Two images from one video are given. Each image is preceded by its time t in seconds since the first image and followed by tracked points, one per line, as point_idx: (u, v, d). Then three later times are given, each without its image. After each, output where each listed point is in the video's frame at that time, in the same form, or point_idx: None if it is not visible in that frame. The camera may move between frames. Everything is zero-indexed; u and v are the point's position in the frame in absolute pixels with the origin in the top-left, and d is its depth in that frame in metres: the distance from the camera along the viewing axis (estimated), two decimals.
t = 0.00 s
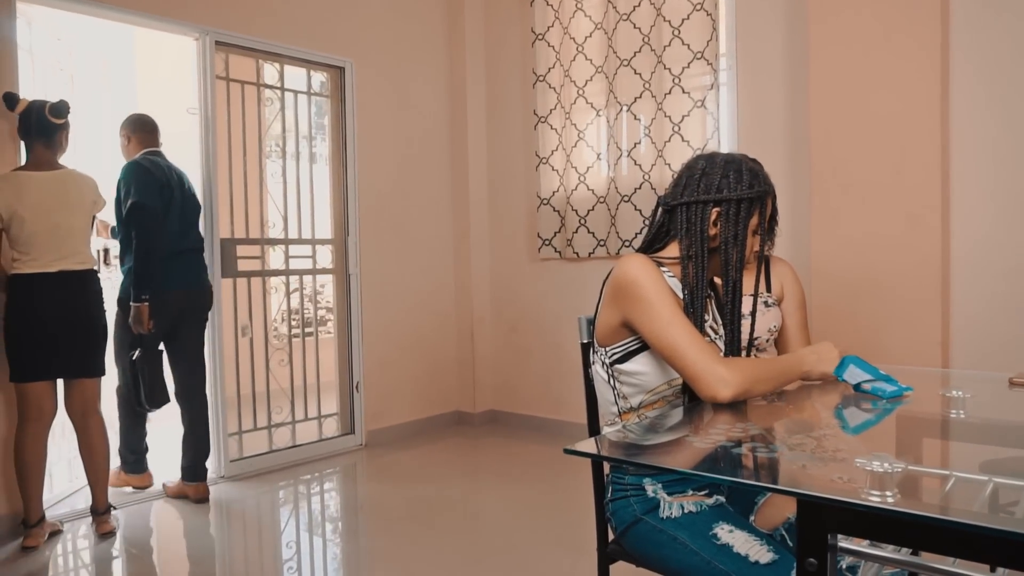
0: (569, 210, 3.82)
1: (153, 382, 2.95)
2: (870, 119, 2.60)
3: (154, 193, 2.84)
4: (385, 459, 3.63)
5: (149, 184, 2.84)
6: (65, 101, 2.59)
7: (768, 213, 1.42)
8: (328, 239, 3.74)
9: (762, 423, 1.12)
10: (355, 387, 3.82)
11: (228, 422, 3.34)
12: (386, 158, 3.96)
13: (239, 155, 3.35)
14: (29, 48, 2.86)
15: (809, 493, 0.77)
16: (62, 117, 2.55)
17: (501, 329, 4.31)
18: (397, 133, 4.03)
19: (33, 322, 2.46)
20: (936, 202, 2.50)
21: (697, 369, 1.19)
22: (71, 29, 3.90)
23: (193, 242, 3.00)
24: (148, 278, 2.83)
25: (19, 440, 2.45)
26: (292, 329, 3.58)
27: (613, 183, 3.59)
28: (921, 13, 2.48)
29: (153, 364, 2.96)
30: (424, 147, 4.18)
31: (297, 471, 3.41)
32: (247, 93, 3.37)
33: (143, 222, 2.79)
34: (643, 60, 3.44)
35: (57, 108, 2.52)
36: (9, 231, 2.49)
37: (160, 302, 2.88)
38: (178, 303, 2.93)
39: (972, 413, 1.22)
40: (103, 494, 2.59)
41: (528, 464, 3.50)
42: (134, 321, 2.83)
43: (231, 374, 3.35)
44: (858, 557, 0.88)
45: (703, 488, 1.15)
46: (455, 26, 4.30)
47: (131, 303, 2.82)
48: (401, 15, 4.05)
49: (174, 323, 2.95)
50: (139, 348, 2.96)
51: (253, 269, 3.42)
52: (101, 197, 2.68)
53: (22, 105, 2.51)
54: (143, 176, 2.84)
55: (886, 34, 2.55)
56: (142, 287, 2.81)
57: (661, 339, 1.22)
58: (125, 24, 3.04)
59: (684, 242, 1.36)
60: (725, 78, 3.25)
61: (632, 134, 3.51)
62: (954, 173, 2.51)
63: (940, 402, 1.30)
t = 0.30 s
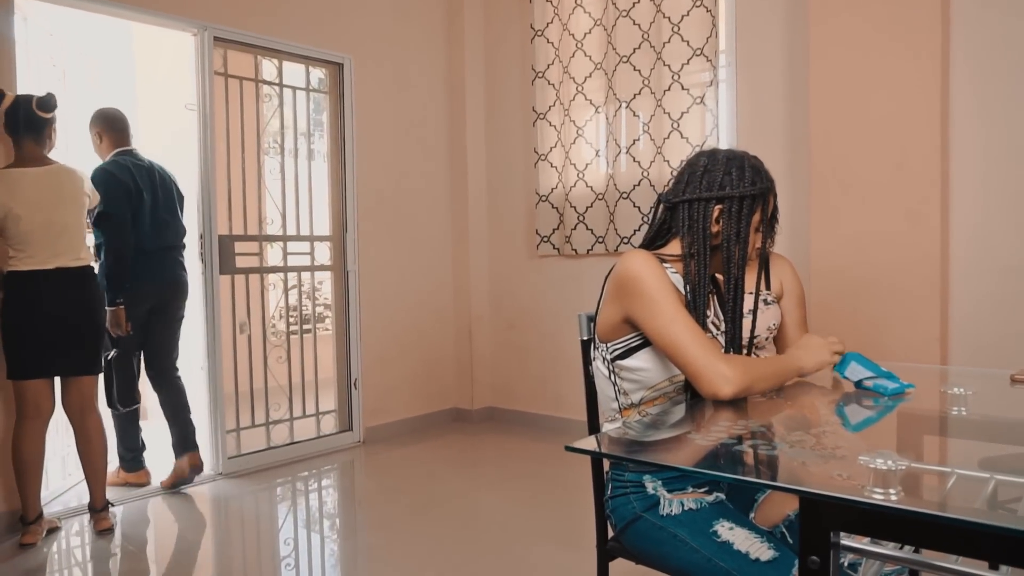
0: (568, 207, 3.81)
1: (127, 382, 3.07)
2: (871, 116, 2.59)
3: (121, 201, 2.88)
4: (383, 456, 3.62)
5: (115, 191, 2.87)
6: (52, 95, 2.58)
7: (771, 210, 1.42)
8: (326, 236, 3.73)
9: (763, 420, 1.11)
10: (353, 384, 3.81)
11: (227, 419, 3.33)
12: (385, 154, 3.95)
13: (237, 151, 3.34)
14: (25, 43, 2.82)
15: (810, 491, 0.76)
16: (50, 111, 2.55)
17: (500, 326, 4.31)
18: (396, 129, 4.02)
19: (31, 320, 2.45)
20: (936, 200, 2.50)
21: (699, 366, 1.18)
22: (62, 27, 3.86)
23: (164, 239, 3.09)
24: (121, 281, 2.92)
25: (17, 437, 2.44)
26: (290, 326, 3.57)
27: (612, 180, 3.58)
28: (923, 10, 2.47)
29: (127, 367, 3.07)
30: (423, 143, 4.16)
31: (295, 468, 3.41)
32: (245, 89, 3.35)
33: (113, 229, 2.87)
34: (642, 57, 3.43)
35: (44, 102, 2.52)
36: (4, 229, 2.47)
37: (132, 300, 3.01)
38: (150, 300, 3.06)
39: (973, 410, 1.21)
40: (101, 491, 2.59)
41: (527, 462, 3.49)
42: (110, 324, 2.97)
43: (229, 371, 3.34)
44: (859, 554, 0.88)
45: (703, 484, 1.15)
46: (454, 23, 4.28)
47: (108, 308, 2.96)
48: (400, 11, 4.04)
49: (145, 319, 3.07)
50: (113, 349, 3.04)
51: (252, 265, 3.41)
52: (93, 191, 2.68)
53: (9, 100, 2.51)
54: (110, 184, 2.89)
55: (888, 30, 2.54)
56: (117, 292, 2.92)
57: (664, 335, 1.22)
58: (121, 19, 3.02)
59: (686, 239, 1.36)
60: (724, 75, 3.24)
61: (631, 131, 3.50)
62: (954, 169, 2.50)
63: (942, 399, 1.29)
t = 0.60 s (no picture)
0: (562, 204, 3.80)
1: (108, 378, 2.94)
2: (866, 113, 2.59)
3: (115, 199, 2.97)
4: (377, 453, 3.61)
5: (110, 189, 2.96)
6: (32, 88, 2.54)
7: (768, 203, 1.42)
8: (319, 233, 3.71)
9: (758, 417, 1.11)
10: (346, 381, 3.80)
11: (219, 416, 3.31)
12: (378, 151, 3.94)
13: (229, 146, 3.31)
14: (13, 38, 2.77)
15: (807, 489, 0.76)
16: (31, 104, 2.52)
17: (494, 323, 4.30)
18: (389, 126, 4.00)
19: (22, 319, 2.44)
20: (929, 197, 2.50)
21: (695, 362, 1.18)
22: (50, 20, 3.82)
23: (138, 239, 3.21)
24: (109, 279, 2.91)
25: (6, 435, 2.42)
26: (282, 323, 3.56)
27: (606, 177, 3.58)
28: (917, 8, 2.47)
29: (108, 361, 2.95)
30: (416, 139, 4.15)
31: (288, 465, 3.39)
32: (237, 85, 3.33)
33: (106, 228, 2.91)
34: (636, 54, 3.43)
35: (25, 95, 2.48)
36: None
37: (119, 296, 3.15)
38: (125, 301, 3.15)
39: (967, 407, 1.21)
40: (92, 489, 2.58)
41: (520, 459, 3.49)
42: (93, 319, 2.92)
43: (221, 367, 3.32)
44: (854, 551, 0.87)
45: (697, 482, 1.15)
46: (448, 19, 4.26)
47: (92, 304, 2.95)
48: (393, 7, 4.02)
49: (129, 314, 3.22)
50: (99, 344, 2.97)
51: (244, 262, 3.39)
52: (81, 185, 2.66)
53: None
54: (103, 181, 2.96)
55: (882, 28, 2.53)
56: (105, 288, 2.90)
57: (659, 332, 1.21)
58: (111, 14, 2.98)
59: (687, 238, 1.35)
60: (719, 72, 3.23)
61: (625, 128, 3.49)
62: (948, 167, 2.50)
63: (936, 396, 1.29)
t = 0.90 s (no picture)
0: (551, 201, 3.80)
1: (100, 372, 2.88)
2: (854, 111, 2.60)
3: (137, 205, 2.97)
4: (366, 451, 3.60)
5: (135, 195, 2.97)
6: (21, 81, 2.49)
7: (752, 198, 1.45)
8: (307, 229, 3.68)
9: (746, 414, 1.11)
10: (334, 378, 3.78)
11: (206, 414, 3.28)
12: (366, 147, 3.91)
13: (215, 142, 3.28)
14: None
15: (796, 487, 0.75)
16: (20, 98, 2.46)
17: (483, 320, 4.29)
18: (378, 122, 3.98)
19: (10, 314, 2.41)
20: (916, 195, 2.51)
21: (681, 358, 1.17)
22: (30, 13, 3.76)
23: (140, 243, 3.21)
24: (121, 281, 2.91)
25: None
26: (270, 320, 3.53)
27: (595, 174, 3.57)
28: (905, 7, 2.48)
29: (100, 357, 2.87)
30: (405, 135, 4.12)
31: (275, 463, 3.37)
32: (223, 81, 3.30)
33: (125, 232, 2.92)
34: (625, 52, 3.42)
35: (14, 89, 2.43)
36: None
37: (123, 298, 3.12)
38: (125, 304, 3.14)
39: (954, 403, 1.21)
40: (75, 488, 2.55)
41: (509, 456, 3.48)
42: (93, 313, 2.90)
43: (208, 365, 3.30)
44: (841, 548, 0.87)
45: (685, 479, 1.14)
46: (437, 15, 4.25)
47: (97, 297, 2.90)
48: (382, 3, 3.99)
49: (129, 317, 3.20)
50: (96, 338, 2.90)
51: (231, 258, 3.36)
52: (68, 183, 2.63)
53: None
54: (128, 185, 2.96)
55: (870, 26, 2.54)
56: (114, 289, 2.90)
57: (645, 329, 1.21)
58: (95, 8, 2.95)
59: (687, 240, 1.34)
60: (707, 70, 3.24)
61: (614, 125, 3.48)
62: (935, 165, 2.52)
63: (923, 392, 1.30)
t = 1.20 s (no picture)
0: (529, 198, 3.79)
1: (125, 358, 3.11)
2: (828, 110, 2.62)
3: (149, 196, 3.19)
4: (344, 449, 3.57)
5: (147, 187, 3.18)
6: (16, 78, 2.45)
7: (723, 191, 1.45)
8: (283, 227, 3.65)
9: (719, 410, 1.11)
10: (312, 376, 3.75)
11: (180, 413, 3.24)
12: (343, 143, 3.88)
13: (189, 137, 3.24)
14: None
15: (767, 483, 0.76)
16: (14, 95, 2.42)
17: (461, 318, 4.28)
18: (355, 119, 3.95)
19: None
20: (889, 193, 2.54)
21: (653, 353, 1.18)
22: None
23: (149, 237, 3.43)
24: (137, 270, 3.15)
25: None
26: (247, 318, 3.49)
27: (573, 172, 3.57)
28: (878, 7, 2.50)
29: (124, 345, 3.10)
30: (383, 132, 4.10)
31: (252, 462, 3.34)
32: (197, 76, 3.26)
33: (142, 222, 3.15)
34: (602, 50, 3.43)
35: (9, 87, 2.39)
36: None
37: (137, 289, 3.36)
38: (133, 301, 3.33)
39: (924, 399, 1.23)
40: (46, 489, 2.51)
41: (488, 454, 3.47)
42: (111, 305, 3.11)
43: (183, 364, 3.26)
44: (814, 544, 0.88)
45: (660, 475, 1.14)
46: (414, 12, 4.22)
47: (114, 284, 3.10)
48: None
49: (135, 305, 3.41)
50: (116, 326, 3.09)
51: (206, 255, 3.32)
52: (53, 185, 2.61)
53: None
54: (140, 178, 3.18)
55: (844, 26, 2.57)
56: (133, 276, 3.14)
57: (617, 325, 1.21)
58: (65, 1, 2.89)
59: (657, 235, 1.35)
60: (684, 69, 3.25)
61: (592, 123, 3.49)
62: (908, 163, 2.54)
63: (895, 389, 1.31)
